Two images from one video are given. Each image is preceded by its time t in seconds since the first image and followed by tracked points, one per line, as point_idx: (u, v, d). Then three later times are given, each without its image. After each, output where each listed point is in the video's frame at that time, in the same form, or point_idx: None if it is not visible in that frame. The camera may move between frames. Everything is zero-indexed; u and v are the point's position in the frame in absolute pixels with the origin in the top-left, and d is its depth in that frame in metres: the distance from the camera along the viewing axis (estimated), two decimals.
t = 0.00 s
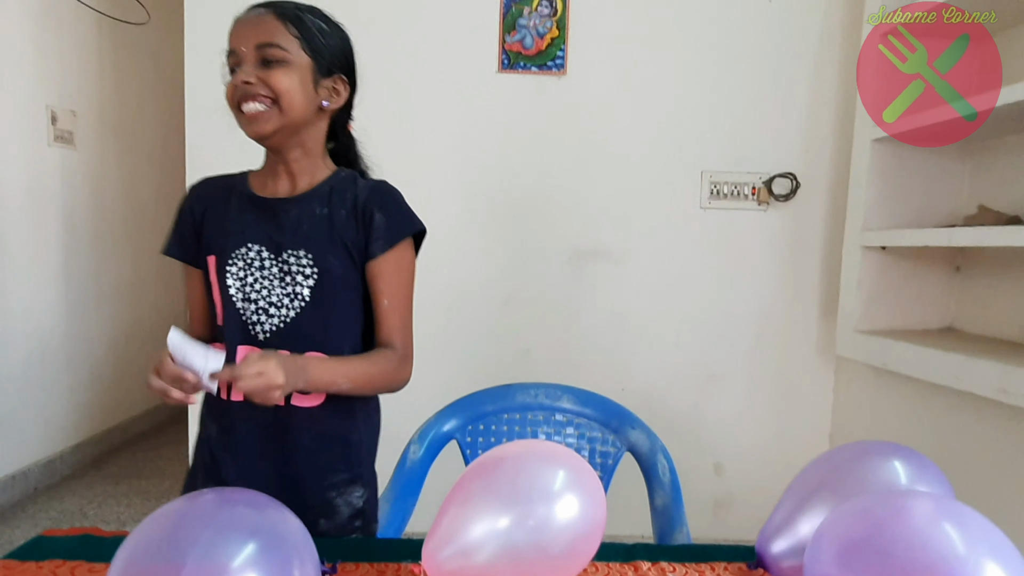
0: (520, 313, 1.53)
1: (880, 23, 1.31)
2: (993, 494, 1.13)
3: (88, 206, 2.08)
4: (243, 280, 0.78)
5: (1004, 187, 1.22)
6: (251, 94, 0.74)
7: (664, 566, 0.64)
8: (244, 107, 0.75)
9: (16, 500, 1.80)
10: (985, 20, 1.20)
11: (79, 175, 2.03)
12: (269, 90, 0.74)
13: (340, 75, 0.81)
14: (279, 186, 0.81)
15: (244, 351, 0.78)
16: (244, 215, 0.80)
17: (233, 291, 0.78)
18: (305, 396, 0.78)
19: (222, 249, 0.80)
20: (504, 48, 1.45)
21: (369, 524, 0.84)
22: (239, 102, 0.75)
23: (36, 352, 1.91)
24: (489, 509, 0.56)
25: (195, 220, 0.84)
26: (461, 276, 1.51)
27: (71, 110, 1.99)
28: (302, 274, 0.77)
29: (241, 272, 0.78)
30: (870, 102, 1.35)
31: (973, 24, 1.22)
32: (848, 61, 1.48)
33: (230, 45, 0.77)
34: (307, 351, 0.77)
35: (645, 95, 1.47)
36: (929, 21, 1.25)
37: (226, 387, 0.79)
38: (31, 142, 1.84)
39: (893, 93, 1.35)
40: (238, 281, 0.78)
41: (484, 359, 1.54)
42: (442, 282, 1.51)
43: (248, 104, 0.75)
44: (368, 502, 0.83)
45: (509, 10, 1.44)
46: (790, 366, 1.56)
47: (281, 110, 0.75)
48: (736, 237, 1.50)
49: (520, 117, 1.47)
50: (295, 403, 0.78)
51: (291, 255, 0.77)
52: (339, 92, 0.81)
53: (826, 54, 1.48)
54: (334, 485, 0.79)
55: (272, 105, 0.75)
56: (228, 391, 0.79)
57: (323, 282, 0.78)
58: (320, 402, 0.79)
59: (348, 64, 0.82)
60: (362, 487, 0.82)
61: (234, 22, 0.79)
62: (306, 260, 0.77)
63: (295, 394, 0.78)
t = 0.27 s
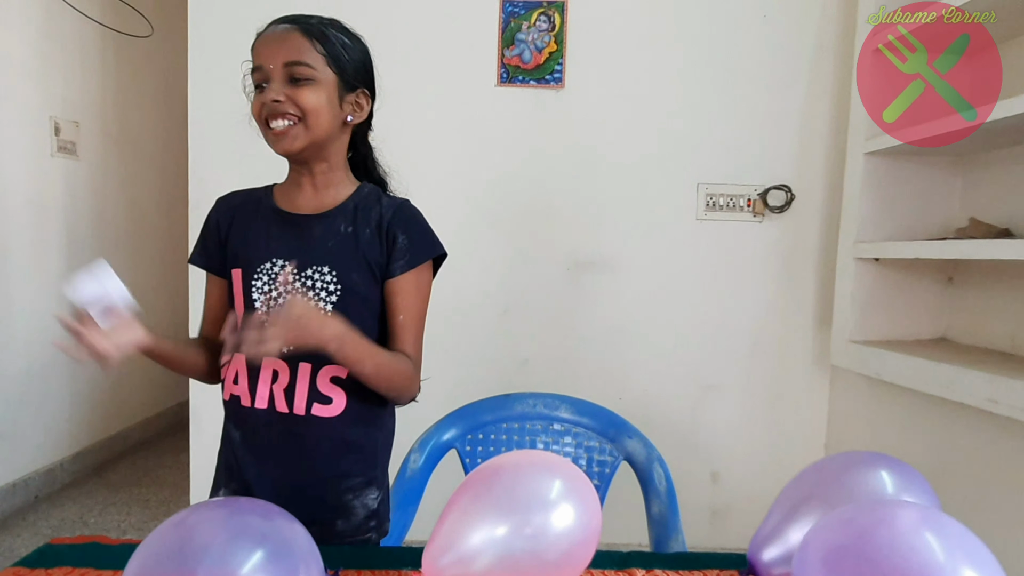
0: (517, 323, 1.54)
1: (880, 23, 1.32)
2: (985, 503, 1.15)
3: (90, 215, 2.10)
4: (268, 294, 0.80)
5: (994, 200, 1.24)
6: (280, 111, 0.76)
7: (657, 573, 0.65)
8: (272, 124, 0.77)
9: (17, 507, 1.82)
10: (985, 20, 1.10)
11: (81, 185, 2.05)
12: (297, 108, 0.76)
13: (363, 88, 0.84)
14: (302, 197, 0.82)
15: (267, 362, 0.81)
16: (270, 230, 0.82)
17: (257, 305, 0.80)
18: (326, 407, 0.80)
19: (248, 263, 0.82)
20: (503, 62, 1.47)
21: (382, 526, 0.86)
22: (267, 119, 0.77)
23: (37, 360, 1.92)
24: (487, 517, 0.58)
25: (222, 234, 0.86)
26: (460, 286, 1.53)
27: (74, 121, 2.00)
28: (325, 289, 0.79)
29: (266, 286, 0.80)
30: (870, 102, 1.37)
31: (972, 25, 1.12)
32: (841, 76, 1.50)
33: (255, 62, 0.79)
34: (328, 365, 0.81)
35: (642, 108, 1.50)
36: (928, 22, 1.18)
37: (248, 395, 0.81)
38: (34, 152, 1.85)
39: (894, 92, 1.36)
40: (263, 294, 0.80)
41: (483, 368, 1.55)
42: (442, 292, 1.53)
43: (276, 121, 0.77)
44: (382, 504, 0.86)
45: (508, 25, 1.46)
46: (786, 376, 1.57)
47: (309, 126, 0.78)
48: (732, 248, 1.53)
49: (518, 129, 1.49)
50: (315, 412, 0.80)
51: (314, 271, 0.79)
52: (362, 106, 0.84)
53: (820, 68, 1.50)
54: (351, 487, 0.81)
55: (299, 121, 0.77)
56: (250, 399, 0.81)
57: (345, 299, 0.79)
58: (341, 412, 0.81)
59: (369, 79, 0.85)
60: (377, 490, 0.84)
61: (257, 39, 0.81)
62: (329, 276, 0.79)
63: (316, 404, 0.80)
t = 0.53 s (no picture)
0: (515, 330, 1.56)
1: (880, 24, 1.34)
2: (978, 508, 1.16)
3: (92, 222, 2.12)
4: (273, 307, 0.83)
5: (985, 209, 1.26)
6: (308, 143, 0.80)
7: None
8: (300, 154, 0.81)
9: (19, 512, 1.83)
10: (985, 20, 1.07)
11: (83, 192, 2.07)
12: (326, 141, 0.81)
13: (379, 120, 0.89)
14: (312, 219, 0.86)
15: (268, 372, 0.83)
16: (278, 248, 0.85)
17: (263, 317, 0.84)
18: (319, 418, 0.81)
19: (258, 278, 0.86)
20: (502, 72, 1.49)
21: (376, 537, 0.87)
22: (295, 149, 0.81)
23: (38, 367, 1.94)
24: (484, 524, 0.59)
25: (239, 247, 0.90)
26: (459, 293, 1.54)
27: (75, 129, 2.02)
28: (322, 305, 0.81)
29: (271, 300, 0.84)
30: (871, 100, 1.37)
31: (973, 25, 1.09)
32: (836, 87, 1.52)
33: (286, 86, 0.82)
34: (325, 379, 0.81)
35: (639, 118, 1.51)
36: (930, 23, 1.16)
37: (251, 400, 0.84)
38: (36, 160, 1.87)
39: (891, 93, 1.37)
40: (268, 307, 0.84)
41: (481, 375, 1.57)
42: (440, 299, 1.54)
43: (304, 152, 0.81)
44: (376, 513, 0.87)
45: (506, 36, 1.48)
46: (782, 382, 1.59)
47: (335, 160, 0.82)
48: (728, 256, 1.54)
49: (516, 138, 1.51)
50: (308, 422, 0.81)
51: (313, 288, 0.82)
52: (378, 136, 0.89)
53: (814, 78, 1.52)
54: (345, 495, 0.83)
55: (326, 155, 0.82)
56: (252, 404, 0.84)
57: (343, 317, 0.81)
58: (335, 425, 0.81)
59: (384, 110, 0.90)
60: (372, 499, 0.86)
61: (287, 63, 0.83)
62: (326, 292, 0.81)
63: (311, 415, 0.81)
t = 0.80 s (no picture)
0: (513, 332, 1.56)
1: (880, 24, 1.35)
2: (972, 509, 1.17)
3: (91, 224, 2.12)
4: (269, 316, 0.83)
5: (980, 212, 1.27)
6: (319, 145, 0.79)
7: None
8: (309, 155, 0.80)
9: (17, 514, 1.83)
10: (985, 20, 1.07)
11: (82, 194, 2.07)
12: (336, 144, 0.80)
13: (380, 130, 0.89)
14: (313, 225, 0.84)
15: (266, 375, 0.84)
16: (275, 255, 0.84)
17: (260, 322, 0.84)
18: (309, 423, 0.81)
19: (255, 284, 0.84)
20: (499, 76, 1.50)
21: (364, 537, 0.88)
22: (304, 150, 0.80)
23: (37, 368, 1.94)
24: (480, 525, 0.60)
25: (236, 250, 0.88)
26: (457, 296, 1.55)
27: (75, 131, 2.03)
28: (320, 316, 0.81)
29: (267, 309, 0.83)
30: (871, 102, 1.38)
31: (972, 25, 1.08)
32: (831, 90, 1.53)
33: (296, 90, 0.81)
34: (318, 385, 0.82)
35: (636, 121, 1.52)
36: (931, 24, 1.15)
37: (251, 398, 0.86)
38: (36, 162, 1.88)
39: (892, 93, 1.38)
40: (264, 314, 0.83)
41: (479, 377, 1.57)
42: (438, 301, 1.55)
43: (313, 154, 0.80)
44: (366, 512, 0.88)
45: (504, 39, 1.49)
46: (778, 384, 1.60)
47: (343, 163, 0.81)
48: (724, 259, 1.55)
49: (514, 142, 1.52)
50: (299, 427, 0.81)
51: (310, 299, 0.81)
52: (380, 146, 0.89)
53: (810, 82, 1.53)
54: (336, 494, 0.85)
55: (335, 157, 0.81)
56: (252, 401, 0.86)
57: (340, 327, 0.82)
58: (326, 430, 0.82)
59: (386, 121, 0.90)
60: (362, 499, 0.87)
61: (296, 68, 0.83)
62: (324, 304, 0.81)
63: (302, 420, 0.81)
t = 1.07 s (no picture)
0: (510, 334, 1.57)
1: (880, 23, 1.36)
2: (967, 511, 1.17)
3: (89, 226, 2.13)
4: (262, 305, 0.83)
5: (975, 215, 1.28)
6: (317, 143, 0.83)
7: None
8: (307, 153, 0.83)
9: (14, 516, 1.83)
10: (985, 20, 1.07)
11: (81, 196, 2.08)
12: (333, 141, 0.83)
13: (378, 123, 0.92)
14: (311, 219, 0.86)
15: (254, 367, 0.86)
16: (272, 245, 0.85)
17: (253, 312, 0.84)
18: (296, 417, 0.83)
19: (251, 272, 0.85)
20: (497, 78, 1.51)
21: (348, 535, 0.88)
22: (302, 149, 0.83)
23: (35, 370, 1.94)
24: (475, 525, 0.60)
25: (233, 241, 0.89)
26: (454, 298, 1.55)
27: (74, 133, 2.03)
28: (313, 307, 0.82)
29: (261, 298, 0.84)
30: (870, 103, 1.39)
31: (972, 25, 1.08)
32: (827, 93, 1.54)
33: (293, 89, 0.85)
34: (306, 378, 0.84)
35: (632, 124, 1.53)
36: (932, 24, 1.15)
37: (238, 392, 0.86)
38: (35, 164, 1.88)
39: (893, 92, 1.38)
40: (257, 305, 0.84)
41: (476, 380, 1.58)
42: (436, 304, 1.55)
43: (311, 151, 0.83)
44: (350, 511, 0.88)
45: (502, 43, 1.50)
46: (775, 387, 1.60)
47: (341, 159, 0.84)
48: (720, 261, 1.55)
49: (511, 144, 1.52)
50: (286, 420, 0.83)
51: (305, 289, 0.82)
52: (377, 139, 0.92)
53: (806, 85, 1.53)
54: (318, 494, 0.84)
55: (333, 154, 0.84)
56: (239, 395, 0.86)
57: (334, 318, 0.83)
58: (313, 423, 0.84)
59: (384, 115, 0.93)
60: (345, 498, 0.87)
61: (292, 68, 0.87)
62: (318, 294, 0.82)
63: (290, 413, 0.83)
